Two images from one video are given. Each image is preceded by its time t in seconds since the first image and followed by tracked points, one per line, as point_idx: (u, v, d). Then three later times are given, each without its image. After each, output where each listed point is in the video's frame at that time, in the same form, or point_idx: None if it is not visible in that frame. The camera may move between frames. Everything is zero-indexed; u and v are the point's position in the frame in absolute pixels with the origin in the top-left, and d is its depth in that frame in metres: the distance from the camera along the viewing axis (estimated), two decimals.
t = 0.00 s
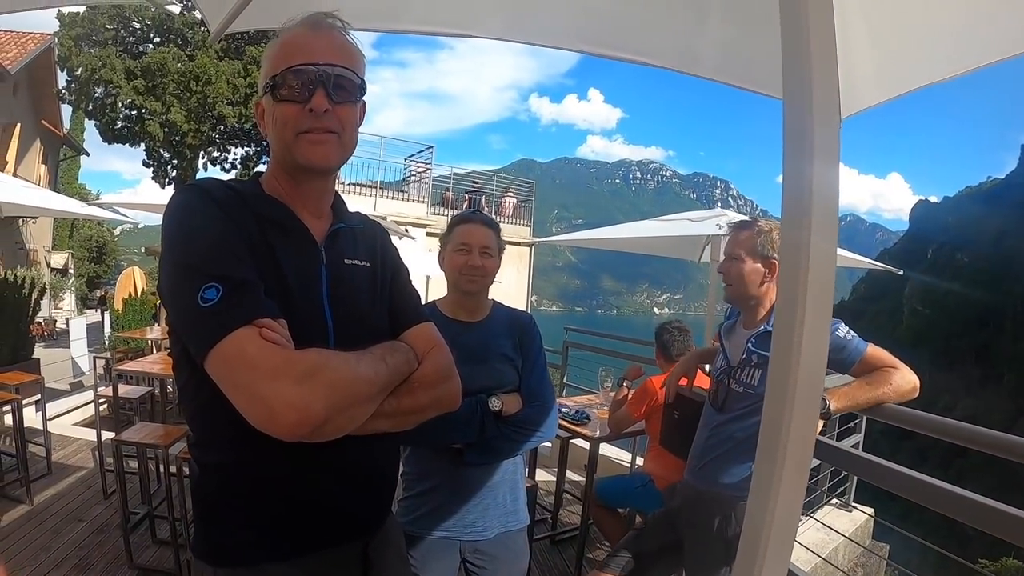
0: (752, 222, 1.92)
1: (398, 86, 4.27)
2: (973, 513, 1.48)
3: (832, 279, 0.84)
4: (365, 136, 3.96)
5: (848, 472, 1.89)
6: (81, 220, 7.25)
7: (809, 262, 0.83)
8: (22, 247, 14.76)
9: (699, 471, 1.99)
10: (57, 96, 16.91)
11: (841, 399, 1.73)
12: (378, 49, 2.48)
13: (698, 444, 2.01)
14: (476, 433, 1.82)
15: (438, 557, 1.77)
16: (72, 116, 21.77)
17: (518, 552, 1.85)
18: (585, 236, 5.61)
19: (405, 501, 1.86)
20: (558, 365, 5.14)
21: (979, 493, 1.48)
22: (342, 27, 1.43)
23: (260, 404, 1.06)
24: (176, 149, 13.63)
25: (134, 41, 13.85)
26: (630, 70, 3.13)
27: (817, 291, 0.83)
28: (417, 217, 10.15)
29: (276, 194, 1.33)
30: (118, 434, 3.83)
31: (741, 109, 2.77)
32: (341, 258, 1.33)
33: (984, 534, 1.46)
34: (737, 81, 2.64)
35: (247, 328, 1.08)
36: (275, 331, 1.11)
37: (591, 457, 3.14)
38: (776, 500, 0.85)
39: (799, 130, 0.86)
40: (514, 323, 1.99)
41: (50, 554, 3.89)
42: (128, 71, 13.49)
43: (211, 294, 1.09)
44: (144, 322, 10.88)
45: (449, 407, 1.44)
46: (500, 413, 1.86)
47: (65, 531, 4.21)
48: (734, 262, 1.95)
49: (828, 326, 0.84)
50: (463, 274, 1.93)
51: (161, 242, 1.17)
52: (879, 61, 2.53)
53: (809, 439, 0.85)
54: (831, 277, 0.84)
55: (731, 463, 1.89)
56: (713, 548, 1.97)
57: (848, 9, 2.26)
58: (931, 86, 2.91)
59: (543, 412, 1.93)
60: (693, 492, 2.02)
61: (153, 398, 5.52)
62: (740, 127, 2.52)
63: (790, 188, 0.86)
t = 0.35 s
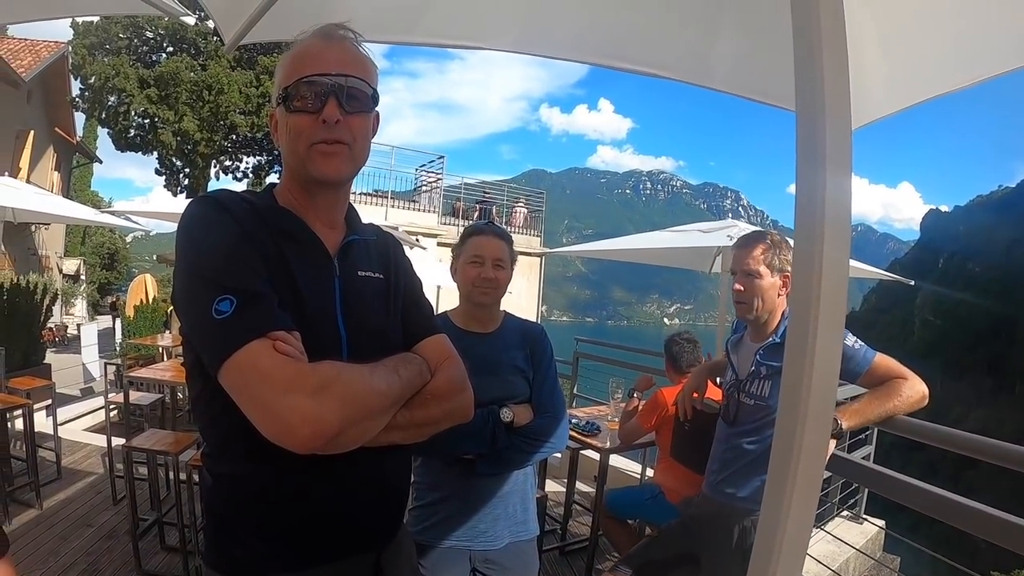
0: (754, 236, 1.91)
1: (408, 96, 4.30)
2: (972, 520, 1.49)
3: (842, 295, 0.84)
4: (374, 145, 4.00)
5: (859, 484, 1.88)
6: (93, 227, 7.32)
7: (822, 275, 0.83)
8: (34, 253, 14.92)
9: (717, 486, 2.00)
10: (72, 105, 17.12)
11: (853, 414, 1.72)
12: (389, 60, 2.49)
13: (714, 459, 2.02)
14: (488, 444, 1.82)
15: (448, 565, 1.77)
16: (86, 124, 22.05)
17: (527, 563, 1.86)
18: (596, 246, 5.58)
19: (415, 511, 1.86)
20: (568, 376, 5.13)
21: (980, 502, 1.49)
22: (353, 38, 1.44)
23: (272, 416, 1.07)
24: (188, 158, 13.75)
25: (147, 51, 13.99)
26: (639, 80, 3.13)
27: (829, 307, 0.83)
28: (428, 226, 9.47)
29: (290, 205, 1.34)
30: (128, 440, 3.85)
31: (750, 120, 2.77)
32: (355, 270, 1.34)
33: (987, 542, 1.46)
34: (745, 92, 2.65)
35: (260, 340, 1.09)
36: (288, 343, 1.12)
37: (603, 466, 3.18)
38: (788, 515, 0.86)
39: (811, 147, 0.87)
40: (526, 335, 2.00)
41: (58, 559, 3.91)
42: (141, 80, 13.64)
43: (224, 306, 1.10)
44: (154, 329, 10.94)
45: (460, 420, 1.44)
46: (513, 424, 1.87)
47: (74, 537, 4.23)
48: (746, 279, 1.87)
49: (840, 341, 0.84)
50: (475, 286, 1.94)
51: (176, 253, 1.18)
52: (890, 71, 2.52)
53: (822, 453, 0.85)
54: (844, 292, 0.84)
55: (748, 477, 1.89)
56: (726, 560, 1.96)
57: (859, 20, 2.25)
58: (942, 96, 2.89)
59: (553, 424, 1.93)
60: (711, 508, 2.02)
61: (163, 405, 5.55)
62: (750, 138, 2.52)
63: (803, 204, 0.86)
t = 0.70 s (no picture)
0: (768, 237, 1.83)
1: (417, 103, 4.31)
2: (978, 527, 1.53)
3: (859, 307, 0.84)
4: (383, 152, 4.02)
5: (870, 492, 1.87)
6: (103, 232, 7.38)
7: (837, 286, 0.83)
8: (45, 257, 15.04)
9: (730, 497, 2.02)
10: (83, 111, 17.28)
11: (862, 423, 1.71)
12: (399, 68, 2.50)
13: (728, 470, 2.05)
14: (498, 452, 1.83)
15: (456, 572, 1.79)
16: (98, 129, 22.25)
17: (535, 570, 1.87)
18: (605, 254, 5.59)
19: (424, 518, 1.86)
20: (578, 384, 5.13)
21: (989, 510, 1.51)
22: (361, 43, 1.45)
23: (287, 425, 1.07)
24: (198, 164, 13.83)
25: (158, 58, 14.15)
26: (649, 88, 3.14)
27: (845, 318, 0.83)
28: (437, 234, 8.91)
29: (301, 211, 1.34)
30: (137, 445, 3.87)
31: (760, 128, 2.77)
32: (366, 279, 1.34)
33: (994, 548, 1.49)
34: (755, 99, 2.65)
35: (275, 348, 1.09)
36: (302, 351, 1.12)
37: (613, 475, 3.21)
38: (804, 526, 0.86)
39: (826, 158, 0.87)
40: (535, 342, 2.00)
41: (66, 562, 3.93)
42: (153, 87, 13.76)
43: (238, 314, 1.10)
44: (162, 334, 11.00)
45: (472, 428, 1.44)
46: (524, 430, 1.87)
47: (82, 540, 4.24)
48: (769, 290, 1.82)
49: (856, 351, 0.84)
50: (485, 294, 1.95)
51: (187, 261, 1.19)
52: (901, 78, 2.52)
53: (838, 465, 0.84)
54: (860, 303, 0.84)
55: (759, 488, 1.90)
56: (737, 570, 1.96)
57: (869, 28, 2.25)
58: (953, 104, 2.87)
59: (563, 432, 1.93)
60: (725, 519, 2.01)
61: (172, 410, 5.56)
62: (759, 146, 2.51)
63: (819, 215, 0.86)
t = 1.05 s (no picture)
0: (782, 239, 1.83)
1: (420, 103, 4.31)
2: (979, 527, 1.53)
3: (867, 308, 0.84)
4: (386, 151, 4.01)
5: (870, 492, 1.86)
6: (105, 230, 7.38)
7: (847, 287, 0.83)
8: (46, 255, 15.07)
9: (730, 497, 2.00)
10: (85, 109, 17.30)
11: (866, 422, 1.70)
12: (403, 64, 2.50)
13: (728, 469, 2.02)
14: (499, 451, 1.83)
15: (456, 571, 1.78)
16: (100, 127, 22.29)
17: (535, 570, 1.86)
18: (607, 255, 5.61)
19: (424, 517, 1.85)
20: (579, 385, 5.14)
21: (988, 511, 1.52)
22: (360, 38, 1.43)
23: (290, 420, 1.07)
24: (200, 162, 13.85)
25: (161, 56, 14.16)
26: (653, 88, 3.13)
27: (853, 319, 0.83)
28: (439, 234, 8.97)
29: (302, 209, 1.34)
30: (138, 443, 3.87)
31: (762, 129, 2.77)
32: (368, 275, 1.34)
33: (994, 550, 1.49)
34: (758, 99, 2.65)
35: (277, 343, 1.09)
36: (305, 347, 1.11)
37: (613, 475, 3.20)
38: (811, 525, 0.85)
39: (836, 157, 0.86)
40: (536, 341, 2.00)
41: (66, 560, 3.93)
42: (155, 85, 13.78)
43: (240, 309, 1.10)
44: (163, 332, 11.02)
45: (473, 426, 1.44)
46: (524, 429, 1.87)
47: (82, 538, 4.24)
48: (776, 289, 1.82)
49: (865, 353, 0.83)
50: (486, 293, 1.94)
51: (189, 255, 1.18)
52: (905, 80, 2.52)
53: (845, 466, 0.84)
54: (869, 304, 0.84)
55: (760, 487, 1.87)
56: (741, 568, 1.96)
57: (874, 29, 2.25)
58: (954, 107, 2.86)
59: (563, 431, 1.93)
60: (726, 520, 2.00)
61: (172, 408, 5.57)
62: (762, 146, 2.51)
63: (828, 215, 0.86)
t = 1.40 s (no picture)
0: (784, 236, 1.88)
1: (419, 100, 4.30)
2: (976, 526, 1.52)
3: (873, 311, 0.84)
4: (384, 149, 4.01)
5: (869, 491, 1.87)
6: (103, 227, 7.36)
7: (854, 287, 0.83)
8: (44, 251, 15.03)
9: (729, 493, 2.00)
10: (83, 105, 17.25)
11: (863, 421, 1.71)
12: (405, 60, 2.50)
13: (727, 466, 2.02)
14: (498, 449, 1.83)
15: (455, 570, 1.78)
16: (97, 124, 22.28)
17: (533, 568, 1.86)
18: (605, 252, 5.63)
19: (423, 516, 1.85)
20: (577, 382, 5.15)
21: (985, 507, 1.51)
22: (363, 35, 1.43)
23: (291, 421, 1.06)
24: (198, 158, 13.83)
25: (159, 52, 14.12)
26: (654, 88, 3.14)
27: (860, 318, 0.83)
28: (437, 231, 9.00)
29: (303, 206, 1.34)
30: (136, 441, 3.86)
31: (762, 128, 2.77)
32: (368, 273, 1.34)
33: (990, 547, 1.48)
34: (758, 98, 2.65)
35: (278, 343, 1.08)
36: (306, 347, 1.11)
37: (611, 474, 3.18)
38: (817, 523, 0.86)
39: (842, 159, 0.86)
40: (535, 339, 2.00)
41: (63, 557, 3.92)
42: (153, 81, 13.74)
43: (241, 309, 1.09)
44: (160, 329, 11.01)
45: (472, 425, 1.44)
46: (523, 429, 1.87)
47: (79, 535, 4.23)
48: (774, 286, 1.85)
49: (870, 352, 0.83)
50: (485, 291, 1.94)
51: (188, 253, 1.17)
52: (906, 79, 2.52)
53: (850, 465, 0.85)
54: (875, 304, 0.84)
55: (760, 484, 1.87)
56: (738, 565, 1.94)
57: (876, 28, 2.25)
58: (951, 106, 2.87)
59: (563, 430, 1.93)
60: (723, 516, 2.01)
61: (170, 405, 5.56)
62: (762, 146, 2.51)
63: (834, 215, 0.86)
